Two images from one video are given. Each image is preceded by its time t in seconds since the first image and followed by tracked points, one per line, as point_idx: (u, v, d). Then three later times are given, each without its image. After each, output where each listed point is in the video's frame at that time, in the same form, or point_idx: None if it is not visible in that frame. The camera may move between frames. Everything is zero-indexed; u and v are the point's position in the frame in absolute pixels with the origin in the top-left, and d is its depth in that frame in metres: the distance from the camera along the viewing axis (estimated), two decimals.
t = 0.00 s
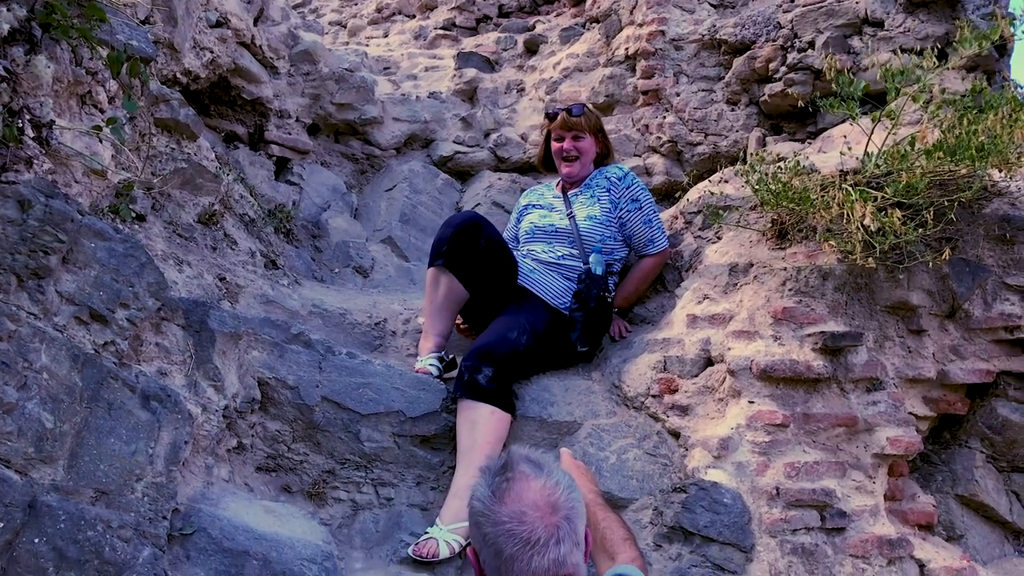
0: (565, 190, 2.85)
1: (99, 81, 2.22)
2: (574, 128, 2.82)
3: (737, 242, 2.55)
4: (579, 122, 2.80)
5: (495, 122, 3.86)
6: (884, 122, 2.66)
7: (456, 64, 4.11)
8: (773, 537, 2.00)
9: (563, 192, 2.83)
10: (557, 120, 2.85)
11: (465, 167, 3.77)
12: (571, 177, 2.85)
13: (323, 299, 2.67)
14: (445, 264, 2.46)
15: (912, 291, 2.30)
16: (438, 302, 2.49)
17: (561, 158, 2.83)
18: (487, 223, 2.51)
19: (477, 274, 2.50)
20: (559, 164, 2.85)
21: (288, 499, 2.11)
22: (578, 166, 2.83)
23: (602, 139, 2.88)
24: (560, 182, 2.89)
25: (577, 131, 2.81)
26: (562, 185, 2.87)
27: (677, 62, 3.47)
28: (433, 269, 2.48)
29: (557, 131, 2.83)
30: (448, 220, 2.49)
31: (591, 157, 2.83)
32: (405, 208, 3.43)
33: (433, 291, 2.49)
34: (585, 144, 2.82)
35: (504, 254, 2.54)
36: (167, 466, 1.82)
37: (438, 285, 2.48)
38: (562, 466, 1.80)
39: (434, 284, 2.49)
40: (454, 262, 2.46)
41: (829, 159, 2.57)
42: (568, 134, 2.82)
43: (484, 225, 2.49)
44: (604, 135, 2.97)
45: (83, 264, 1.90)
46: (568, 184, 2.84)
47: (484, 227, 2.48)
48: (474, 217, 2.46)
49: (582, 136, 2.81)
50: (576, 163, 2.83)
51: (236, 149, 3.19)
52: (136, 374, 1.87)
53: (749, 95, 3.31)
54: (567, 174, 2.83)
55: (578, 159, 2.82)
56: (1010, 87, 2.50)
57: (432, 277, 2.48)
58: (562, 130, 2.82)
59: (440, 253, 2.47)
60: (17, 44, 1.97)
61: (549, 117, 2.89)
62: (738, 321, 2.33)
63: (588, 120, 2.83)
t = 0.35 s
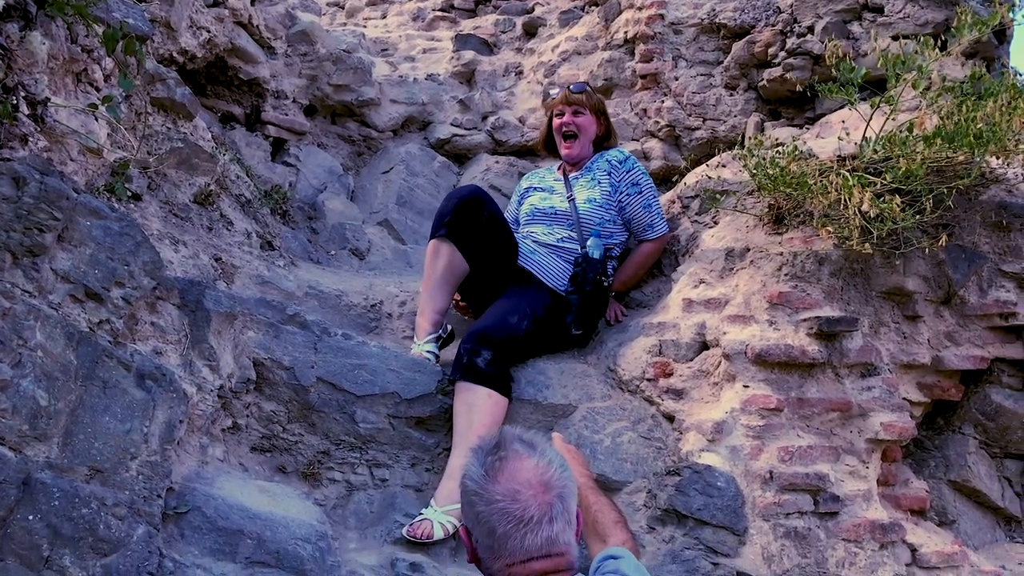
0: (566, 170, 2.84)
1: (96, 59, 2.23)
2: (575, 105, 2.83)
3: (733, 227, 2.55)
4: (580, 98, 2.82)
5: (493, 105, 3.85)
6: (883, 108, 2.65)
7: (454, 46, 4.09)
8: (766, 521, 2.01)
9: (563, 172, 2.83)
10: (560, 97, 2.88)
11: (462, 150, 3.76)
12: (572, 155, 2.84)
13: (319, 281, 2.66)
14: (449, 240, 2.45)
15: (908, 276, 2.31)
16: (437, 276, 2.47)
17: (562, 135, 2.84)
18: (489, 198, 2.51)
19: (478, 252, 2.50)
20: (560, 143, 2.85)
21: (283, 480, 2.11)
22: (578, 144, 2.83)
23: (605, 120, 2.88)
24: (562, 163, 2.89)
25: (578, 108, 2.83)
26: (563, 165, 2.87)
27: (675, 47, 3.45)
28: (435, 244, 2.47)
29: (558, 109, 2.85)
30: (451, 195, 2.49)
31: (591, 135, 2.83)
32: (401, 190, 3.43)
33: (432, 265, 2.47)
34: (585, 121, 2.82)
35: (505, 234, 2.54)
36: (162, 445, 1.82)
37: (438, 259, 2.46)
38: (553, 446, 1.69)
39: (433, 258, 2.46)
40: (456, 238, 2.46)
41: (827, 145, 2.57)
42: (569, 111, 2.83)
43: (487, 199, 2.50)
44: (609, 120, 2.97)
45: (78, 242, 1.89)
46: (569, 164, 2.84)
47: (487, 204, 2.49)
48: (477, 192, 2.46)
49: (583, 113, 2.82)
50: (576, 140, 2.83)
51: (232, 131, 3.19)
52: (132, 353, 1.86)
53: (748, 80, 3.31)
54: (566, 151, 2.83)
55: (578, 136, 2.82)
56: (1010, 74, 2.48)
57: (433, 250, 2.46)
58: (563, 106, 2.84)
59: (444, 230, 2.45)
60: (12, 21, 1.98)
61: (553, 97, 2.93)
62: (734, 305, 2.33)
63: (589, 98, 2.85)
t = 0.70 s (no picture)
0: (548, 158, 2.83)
1: (90, 46, 2.23)
2: (551, 94, 2.84)
3: (727, 219, 2.55)
4: (556, 88, 2.83)
5: (488, 95, 3.84)
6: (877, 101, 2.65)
7: (450, 36, 4.08)
8: (757, 512, 2.02)
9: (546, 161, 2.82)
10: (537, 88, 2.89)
11: (458, 140, 3.75)
12: (552, 143, 2.84)
13: (312, 270, 2.66)
14: (446, 233, 2.46)
15: (901, 268, 2.31)
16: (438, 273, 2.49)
17: (540, 123, 2.84)
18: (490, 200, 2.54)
19: (474, 243, 2.50)
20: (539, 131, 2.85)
21: (276, 468, 2.12)
22: (557, 131, 2.83)
23: (583, 108, 2.88)
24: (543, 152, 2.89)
25: (555, 96, 2.84)
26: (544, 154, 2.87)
27: (671, 38, 3.45)
28: (434, 241, 2.47)
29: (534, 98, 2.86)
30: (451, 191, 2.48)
31: (570, 122, 2.84)
32: (396, 179, 3.43)
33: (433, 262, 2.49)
34: (562, 109, 2.83)
35: (500, 227, 2.54)
36: (155, 433, 1.82)
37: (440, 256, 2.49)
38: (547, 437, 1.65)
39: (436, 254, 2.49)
40: (456, 233, 2.46)
41: (821, 137, 2.57)
42: (545, 99, 2.85)
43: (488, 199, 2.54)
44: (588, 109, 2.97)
45: (71, 230, 1.89)
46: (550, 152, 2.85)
47: (483, 198, 2.49)
48: (475, 188, 2.45)
49: (560, 101, 2.83)
50: (555, 128, 2.83)
51: (227, 119, 3.19)
52: (125, 341, 1.86)
53: (743, 72, 3.31)
54: (545, 139, 2.83)
55: (556, 124, 2.83)
56: (1005, 68, 2.47)
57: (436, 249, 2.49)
58: (540, 96, 2.85)
59: (441, 224, 2.46)
60: (5, 8, 1.98)
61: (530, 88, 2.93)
62: (727, 296, 2.33)
63: (565, 87, 2.86)
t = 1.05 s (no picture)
0: (538, 159, 2.82)
1: (85, 44, 2.23)
2: (545, 96, 2.83)
3: (722, 218, 2.56)
4: (550, 90, 2.82)
5: (484, 94, 3.83)
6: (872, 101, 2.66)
7: (445, 34, 4.08)
8: (751, 510, 2.03)
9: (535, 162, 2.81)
10: (529, 89, 2.87)
11: (453, 139, 3.75)
12: (543, 145, 2.83)
13: (307, 269, 2.66)
14: (435, 231, 2.46)
15: (895, 268, 2.32)
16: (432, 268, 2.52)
17: (533, 126, 2.83)
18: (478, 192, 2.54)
19: (465, 240, 2.51)
20: (531, 134, 2.84)
21: (271, 467, 2.12)
22: (550, 134, 2.83)
23: (574, 111, 2.89)
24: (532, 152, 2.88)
25: (548, 99, 2.82)
26: (534, 155, 2.86)
27: (666, 37, 3.45)
28: (425, 238, 2.48)
29: (527, 100, 2.84)
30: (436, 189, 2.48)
31: (562, 126, 2.83)
32: (391, 177, 3.43)
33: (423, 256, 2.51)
34: (556, 112, 2.82)
35: (490, 223, 2.54)
36: (150, 432, 1.82)
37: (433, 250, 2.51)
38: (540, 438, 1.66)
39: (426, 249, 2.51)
40: (446, 230, 2.47)
41: (816, 136, 2.58)
42: (539, 101, 2.83)
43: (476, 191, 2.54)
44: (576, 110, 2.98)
45: (66, 228, 1.89)
46: (540, 153, 2.83)
47: (472, 195, 2.49)
48: (463, 184, 2.45)
49: (553, 104, 2.82)
50: (547, 131, 2.83)
51: (222, 117, 3.18)
52: (120, 339, 1.86)
53: (738, 71, 3.32)
54: (538, 141, 2.82)
55: (549, 127, 2.82)
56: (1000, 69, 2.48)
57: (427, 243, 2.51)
58: (534, 98, 2.84)
59: (430, 223, 2.45)
60: None
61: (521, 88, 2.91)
62: (722, 295, 2.34)
63: (558, 89, 2.85)
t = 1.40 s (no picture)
0: (547, 163, 2.81)
1: (81, 45, 2.23)
2: (559, 102, 2.78)
3: (718, 220, 2.56)
4: (564, 97, 2.76)
5: (481, 96, 3.84)
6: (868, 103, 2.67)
7: (442, 36, 4.08)
8: (747, 512, 2.04)
9: (544, 164, 2.80)
10: (543, 92, 2.81)
11: (450, 140, 3.76)
12: (553, 151, 2.81)
13: (304, 270, 2.66)
14: (437, 217, 2.47)
15: (890, 271, 2.33)
16: (421, 251, 2.47)
17: (544, 131, 2.80)
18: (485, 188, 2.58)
19: (465, 237, 2.51)
20: (542, 137, 2.82)
21: (267, 469, 2.12)
22: (561, 140, 2.81)
23: (588, 115, 2.84)
24: (542, 154, 2.86)
25: (561, 106, 2.77)
26: (544, 157, 2.85)
27: (663, 40, 3.45)
28: (425, 224, 2.48)
29: (541, 104, 2.79)
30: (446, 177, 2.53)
31: (575, 133, 2.81)
32: (388, 179, 3.43)
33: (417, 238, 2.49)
34: (569, 119, 2.78)
35: (492, 220, 2.55)
36: (146, 433, 1.82)
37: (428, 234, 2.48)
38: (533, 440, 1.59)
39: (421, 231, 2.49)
40: (447, 219, 2.48)
41: (812, 139, 2.58)
42: (553, 107, 2.78)
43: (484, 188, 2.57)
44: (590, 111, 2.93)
45: (63, 229, 1.89)
46: (549, 157, 2.82)
47: (478, 188, 2.51)
48: (472, 176, 2.49)
49: (567, 111, 2.77)
50: (559, 137, 2.80)
51: (219, 118, 3.18)
52: (116, 340, 1.86)
53: (734, 74, 3.33)
54: (548, 147, 2.80)
55: (561, 134, 2.79)
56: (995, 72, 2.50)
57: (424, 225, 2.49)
58: (547, 103, 2.78)
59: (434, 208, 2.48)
60: None
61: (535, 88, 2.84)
62: (718, 297, 2.34)
63: (573, 95, 2.79)
